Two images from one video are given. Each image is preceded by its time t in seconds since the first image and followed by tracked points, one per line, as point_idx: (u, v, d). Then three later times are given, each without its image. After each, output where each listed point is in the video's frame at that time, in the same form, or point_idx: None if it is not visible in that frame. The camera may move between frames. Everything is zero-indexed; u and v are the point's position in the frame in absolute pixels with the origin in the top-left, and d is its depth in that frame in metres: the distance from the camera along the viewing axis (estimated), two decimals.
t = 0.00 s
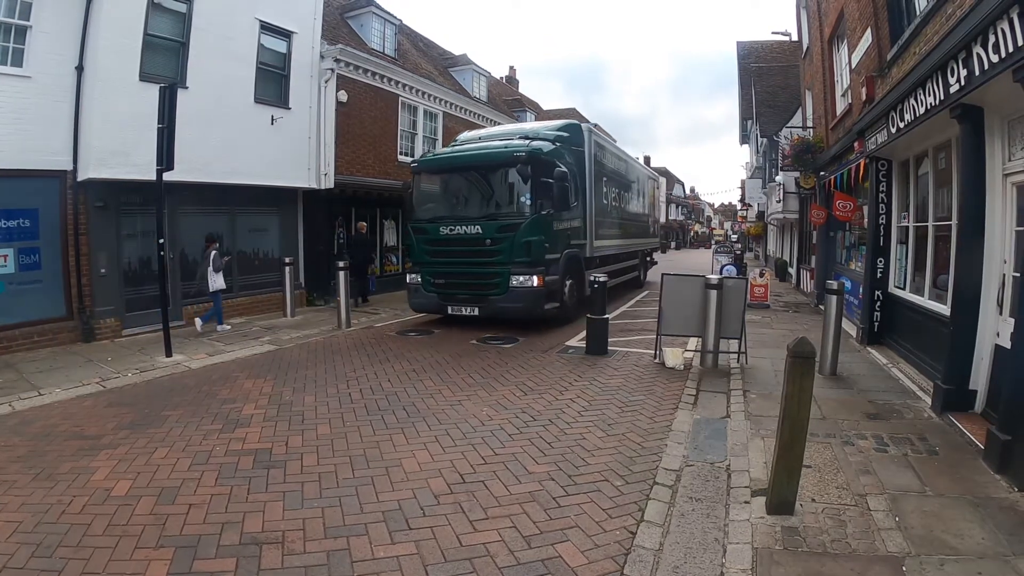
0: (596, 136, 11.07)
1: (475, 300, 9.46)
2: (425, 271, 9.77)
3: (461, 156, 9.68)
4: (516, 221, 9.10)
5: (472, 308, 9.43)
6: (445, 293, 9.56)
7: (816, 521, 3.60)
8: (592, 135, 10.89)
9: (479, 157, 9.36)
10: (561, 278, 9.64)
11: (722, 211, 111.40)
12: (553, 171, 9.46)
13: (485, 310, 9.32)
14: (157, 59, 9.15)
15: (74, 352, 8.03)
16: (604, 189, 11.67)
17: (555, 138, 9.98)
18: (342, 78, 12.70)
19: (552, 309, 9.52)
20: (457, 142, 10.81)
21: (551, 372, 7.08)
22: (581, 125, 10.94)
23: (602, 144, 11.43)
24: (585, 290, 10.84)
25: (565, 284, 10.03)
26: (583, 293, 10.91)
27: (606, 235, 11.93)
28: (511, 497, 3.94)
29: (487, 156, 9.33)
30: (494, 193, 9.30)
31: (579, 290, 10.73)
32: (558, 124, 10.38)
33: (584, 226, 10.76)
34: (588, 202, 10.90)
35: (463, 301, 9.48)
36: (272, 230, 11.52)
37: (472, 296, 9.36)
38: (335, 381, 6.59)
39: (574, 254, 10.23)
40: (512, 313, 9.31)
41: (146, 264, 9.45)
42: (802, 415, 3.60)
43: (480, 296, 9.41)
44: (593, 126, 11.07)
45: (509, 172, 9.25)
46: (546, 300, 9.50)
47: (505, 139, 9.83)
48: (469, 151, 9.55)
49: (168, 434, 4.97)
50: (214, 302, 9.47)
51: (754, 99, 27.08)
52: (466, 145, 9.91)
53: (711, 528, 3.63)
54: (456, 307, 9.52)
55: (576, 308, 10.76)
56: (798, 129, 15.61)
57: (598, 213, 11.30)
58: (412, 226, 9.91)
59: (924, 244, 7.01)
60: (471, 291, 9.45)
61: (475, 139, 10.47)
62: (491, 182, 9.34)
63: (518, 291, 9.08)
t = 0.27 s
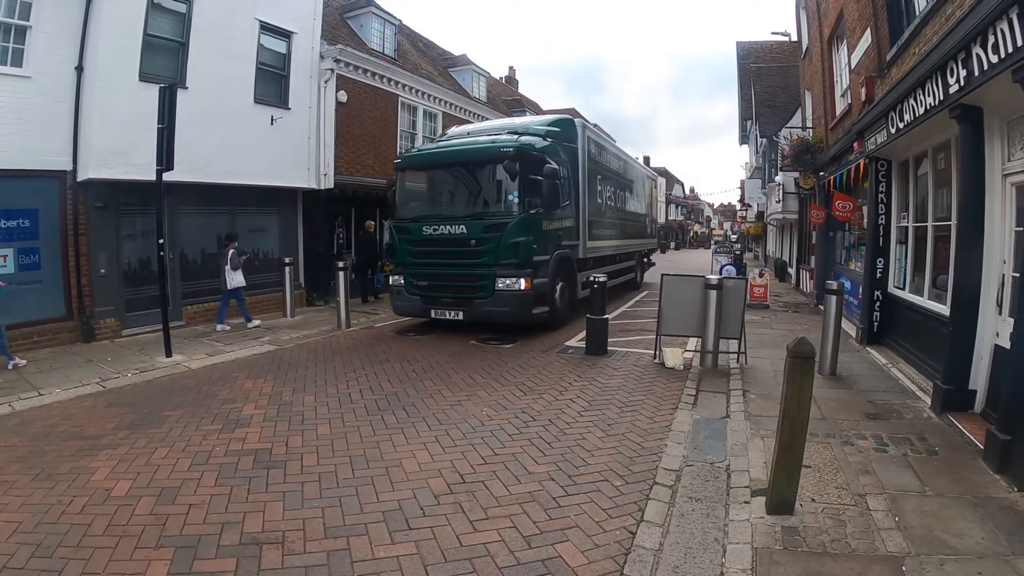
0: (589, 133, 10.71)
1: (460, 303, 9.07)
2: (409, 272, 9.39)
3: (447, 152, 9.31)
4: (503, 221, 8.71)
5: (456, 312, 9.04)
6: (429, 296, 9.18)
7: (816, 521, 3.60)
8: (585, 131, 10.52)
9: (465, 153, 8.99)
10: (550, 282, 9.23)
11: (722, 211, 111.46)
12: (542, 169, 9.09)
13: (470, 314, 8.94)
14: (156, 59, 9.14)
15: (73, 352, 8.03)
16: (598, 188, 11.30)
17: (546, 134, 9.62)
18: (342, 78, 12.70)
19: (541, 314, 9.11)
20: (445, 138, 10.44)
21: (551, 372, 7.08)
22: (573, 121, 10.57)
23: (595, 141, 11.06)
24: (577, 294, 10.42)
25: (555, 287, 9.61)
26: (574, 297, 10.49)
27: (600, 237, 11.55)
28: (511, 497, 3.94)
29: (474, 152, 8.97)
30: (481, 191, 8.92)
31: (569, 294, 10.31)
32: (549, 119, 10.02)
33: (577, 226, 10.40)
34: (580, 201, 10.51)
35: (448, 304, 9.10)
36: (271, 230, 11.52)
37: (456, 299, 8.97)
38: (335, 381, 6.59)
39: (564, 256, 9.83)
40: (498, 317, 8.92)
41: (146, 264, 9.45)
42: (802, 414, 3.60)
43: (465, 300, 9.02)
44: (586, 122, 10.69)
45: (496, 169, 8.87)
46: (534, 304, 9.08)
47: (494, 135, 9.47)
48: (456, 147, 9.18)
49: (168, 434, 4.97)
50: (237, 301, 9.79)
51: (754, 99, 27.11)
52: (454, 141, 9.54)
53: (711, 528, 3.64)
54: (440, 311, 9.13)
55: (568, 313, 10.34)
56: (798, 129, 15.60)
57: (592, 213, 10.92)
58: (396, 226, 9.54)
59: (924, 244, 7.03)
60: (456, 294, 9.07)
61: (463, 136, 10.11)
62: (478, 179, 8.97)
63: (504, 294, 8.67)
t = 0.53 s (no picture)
0: (580, 128, 10.27)
1: (442, 307, 8.62)
2: (390, 274, 8.95)
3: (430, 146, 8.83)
4: (487, 219, 8.23)
5: (438, 316, 8.59)
6: (410, 299, 8.74)
7: (815, 521, 3.60)
8: (576, 126, 10.06)
9: (448, 147, 8.52)
10: (538, 284, 8.79)
11: (722, 211, 111.49)
12: (529, 164, 8.62)
13: (452, 318, 8.49)
14: (156, 59, 9.14)
15: (73, 352, 8.04)
16: (590, 186, 10.85)
17: (534, 128, 9.14)
18: (341, 79, 12.70)
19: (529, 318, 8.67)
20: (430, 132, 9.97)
21: (551, 372, 7.08)
22: (564, 115, 10.11)
23: (587, 137, 10.60)
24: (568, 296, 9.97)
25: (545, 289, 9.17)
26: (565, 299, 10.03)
27: (592, 236, 11.09)
28: (511, 497, 3.94)
29: (457, 146, 8.49)
30: (464, 187, 8.46)
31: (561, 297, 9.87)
32: (538, 113, 9.55)
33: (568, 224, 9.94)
34: (571, 199, 10.04)
35: (429, 308, 8.65)
36: (271, 231, 11.52)
37: (438, 302, 8.52)
38: (334, 381, 6.59)
39: (554, 256, 9.36)
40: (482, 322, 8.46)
41: (145, 265, 9.44)
42: (801, 415, 3.61)
43: (447, 303, 8.57)
44: (578, 116, 10.25)
45: (481, 164, 8.40)
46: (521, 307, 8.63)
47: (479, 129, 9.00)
48: (439, 141, 8.70)
49: (168, 434, 4.97)
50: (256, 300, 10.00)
51: (754, 99, 27.15)
52: (437, 135, 9.08)
53: (711, 528, 3.64)
54: (422, 315, 8.70)
55: (558, 317, 9.88)
56: (798, 130, 15.60)
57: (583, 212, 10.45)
58: (376, 225, 9.09)
59: (923, 244, 7.04)
60: (438, 297, 8.62)
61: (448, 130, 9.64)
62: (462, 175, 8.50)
63: (488, 298, 8.22)
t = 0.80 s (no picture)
0: (574, 122, 9.71)
1: (423, 312, 8.11)
2: (369, 277, 8.44)
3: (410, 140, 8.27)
4: (469, 218, 7.67)
5: (419, 322, 8.08)
6: (390, 303, 8.24)
7: (815, 521, 3.60)
8: (568, 120, 9.49)
9: (429, 141, 7.94)
10: (525, 286, 8.28)
11: (721, 211, 111.53)
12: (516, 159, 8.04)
13: (433, 324, 7.98)
14: (155, 59, 9.14)
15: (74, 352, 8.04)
16: (584, 184, 10.29)
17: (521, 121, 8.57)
18: (341, 79, 12.70)
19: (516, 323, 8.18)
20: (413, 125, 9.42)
21: (550, 373, 7.09)
22: (555, 109, 9.53)
23: (580, 132, 10.02)
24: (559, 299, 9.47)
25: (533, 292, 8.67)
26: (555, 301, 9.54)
27: (586, 236, 10.57)
28: (511, 498, 3.94)
29: (438, 141, 7.92)
30: (446, 184, 7.89)
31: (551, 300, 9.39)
32: (527, 105, 8.98)
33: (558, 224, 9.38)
34: (562, 198, 9.47)
35: (409, 313, 8.14)
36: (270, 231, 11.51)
37: (418, 307, 8.01)
38: (333, 382, 6.58)
39: (543, 257, 8.82)
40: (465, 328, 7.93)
41: (145, 265, 9.44)
42: (800, 415, 3.61)
43: (428, 308, 8.05)
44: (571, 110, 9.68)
45: (464, 160, 7.83)
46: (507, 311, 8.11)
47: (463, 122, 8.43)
48: (420, 134, 8.13)
49: (167, 435, 4.97)
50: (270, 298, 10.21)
51: (753, 100, 27.24)
52: (419, 128, 8.51)
53: (710, 529, 3.64)
54: (401, 320, 8.18)
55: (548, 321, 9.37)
56: (797, 130, 15.62)
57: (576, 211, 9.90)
58: (353, 225, 8.57)
59: (922, 244, 7.04)
60: (419, 301, 8.10)
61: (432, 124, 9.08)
62: (443, 171, 7.94)
63: (471, 302, 7.70)
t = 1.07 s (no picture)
0: (564, 118, 9.29)
1: (399, 318, 7.66)
2: (343, 281, 8.00)
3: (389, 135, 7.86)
4: (447, 217, 7.26)
5: (395, 328, 7.64)
6: (365, 308, 7.81)
7: (814, 521, 3.60)
8: (557, 115, 9.07)
9: (407, 135, 7.54)
10: (510, 291, 7.83)
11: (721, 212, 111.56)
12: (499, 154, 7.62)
13: (410, 331, 7.52)
14: (155, 60, 9.14)
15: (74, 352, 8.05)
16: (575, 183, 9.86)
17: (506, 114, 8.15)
18: (340, 79, 12.69)
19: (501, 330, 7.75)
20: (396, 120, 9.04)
21: (549, 373, 7.08)
22: (544, 103, 9.11)
23: (570, 129, 9.60)
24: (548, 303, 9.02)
25: (518, 296, 8.22)
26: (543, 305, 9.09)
27: (578, 237, 10.12)
28: (510, 498, 3.94)
29: (416, 134, 7.51)
30: (424, 181, 7.49)
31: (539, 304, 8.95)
32: (513, 99, 8.56)
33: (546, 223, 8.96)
34: (550, 196, 9.05)
35: (385, 319, 7.68)
36: (269, 231, 11.50)
37: (394, 312, 7.55)
38: (332, 382, 6.57)
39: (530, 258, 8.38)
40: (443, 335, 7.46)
41: (144, 265, 9.43)
42: (799, 415, 3.61)
43: (405, 314, 7.60)
44: (559, 105, 9.26)
45: (444, 155, 7.43)
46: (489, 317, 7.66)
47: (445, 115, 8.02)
48: (398, 128, 7.72)
49: (167, 435, 4.97)
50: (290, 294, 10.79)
51: (752, 100, 27.28)
52: (399, 122, 8.12)
53: (709, 529, 3.63)
54: (377, 327, 7.73)
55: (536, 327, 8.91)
56: (796, 131, 15.64)
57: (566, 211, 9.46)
58: (328, 225, 8.17)
59: (922, 245, 7.04)
60: (395, 306, 7.66)
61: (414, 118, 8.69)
62: (421, 167, 7.53)
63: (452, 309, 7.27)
